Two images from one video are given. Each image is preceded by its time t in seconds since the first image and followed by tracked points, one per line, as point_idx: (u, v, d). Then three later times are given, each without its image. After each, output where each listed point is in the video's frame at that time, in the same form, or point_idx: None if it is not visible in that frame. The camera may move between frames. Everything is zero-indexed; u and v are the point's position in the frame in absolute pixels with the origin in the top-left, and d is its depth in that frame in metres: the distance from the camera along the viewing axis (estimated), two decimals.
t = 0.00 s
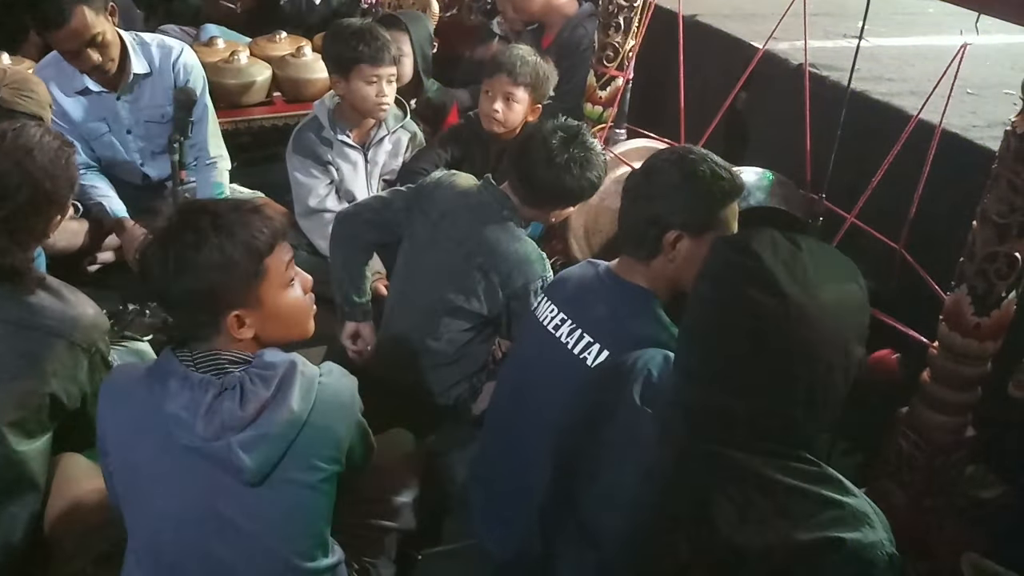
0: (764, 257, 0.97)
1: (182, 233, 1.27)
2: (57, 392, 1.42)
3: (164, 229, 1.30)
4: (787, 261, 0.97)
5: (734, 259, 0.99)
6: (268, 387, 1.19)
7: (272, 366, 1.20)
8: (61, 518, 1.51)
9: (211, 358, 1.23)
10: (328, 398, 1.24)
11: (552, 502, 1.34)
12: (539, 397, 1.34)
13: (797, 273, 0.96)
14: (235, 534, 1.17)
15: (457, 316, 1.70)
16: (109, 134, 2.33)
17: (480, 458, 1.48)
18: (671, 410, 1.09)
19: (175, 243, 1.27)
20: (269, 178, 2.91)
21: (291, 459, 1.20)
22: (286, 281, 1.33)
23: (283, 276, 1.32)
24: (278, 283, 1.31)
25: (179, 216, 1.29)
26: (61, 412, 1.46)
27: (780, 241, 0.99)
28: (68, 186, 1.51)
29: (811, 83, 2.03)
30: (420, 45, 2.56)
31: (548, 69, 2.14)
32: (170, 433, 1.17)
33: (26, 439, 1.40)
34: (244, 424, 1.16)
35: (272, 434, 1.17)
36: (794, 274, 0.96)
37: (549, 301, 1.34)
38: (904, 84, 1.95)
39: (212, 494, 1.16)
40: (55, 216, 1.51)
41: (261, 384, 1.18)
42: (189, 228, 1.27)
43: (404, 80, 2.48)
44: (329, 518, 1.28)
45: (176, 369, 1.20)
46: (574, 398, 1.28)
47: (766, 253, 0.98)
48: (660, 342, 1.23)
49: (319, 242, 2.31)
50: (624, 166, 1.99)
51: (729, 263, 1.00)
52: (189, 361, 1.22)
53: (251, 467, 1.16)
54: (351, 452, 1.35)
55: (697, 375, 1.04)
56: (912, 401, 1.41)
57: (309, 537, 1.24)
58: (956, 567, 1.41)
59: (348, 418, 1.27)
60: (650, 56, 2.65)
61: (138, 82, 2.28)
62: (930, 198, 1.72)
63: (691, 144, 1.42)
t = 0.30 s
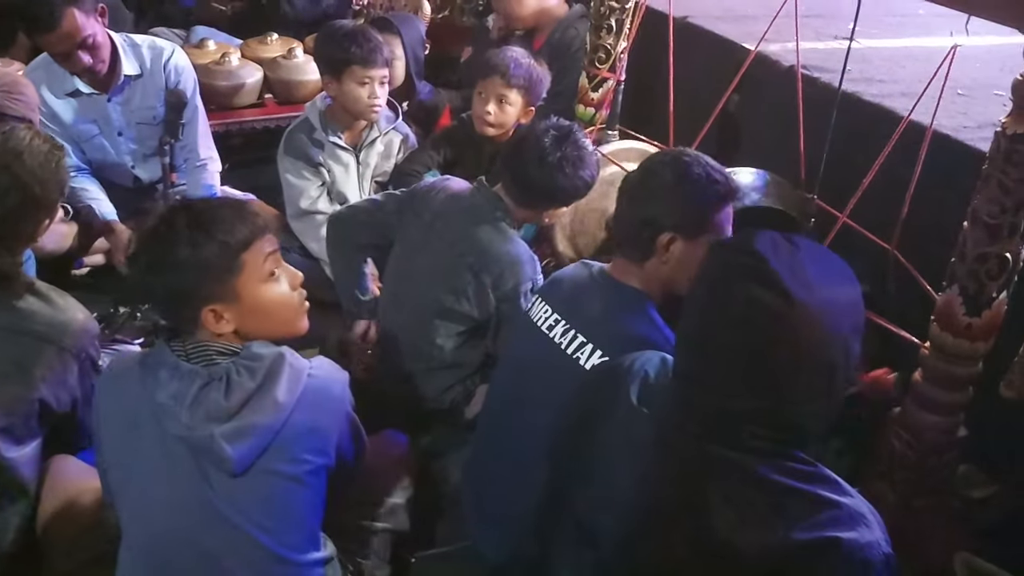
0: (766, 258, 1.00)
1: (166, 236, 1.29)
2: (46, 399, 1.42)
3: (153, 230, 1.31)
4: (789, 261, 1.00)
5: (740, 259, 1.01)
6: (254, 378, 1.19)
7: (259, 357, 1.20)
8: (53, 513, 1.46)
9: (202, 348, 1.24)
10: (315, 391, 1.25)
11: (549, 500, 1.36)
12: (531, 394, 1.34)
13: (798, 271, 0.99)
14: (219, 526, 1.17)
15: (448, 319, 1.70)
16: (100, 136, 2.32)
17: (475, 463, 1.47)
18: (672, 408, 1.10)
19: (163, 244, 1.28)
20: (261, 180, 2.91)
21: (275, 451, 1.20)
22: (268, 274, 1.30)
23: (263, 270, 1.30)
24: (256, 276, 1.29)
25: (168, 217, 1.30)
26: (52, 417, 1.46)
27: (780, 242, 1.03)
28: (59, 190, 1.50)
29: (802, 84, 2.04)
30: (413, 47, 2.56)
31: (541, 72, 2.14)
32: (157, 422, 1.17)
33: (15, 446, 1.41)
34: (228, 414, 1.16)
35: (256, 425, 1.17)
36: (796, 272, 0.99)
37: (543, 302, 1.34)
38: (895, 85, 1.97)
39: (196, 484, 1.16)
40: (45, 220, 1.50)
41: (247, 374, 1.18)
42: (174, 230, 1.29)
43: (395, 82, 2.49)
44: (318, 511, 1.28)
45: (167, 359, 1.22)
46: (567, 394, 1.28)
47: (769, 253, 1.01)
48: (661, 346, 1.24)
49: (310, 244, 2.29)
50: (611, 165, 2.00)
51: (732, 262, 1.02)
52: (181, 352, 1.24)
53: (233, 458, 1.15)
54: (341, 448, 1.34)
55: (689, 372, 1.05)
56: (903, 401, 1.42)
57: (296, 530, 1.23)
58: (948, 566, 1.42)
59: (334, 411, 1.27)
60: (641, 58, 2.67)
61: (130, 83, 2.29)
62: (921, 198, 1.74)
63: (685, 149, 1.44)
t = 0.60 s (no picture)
0: (767, 255, 1.00)
1: (148, 231, 1.27)
2: (36, 400, 1.41)
3: (131, 223, 1.29)
4: (792, 258, 1.00)
5: (743, 259, 1.01)
6: (235, 365, 1.18)
7: (239, 346, 1.20)
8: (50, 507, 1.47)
9: (184, 338, 1.23)
10: (296, 379, 1.24)
11: (542, 494, 1.35)
12: (520, 388, 1.34)
13: (799, 270, 0.99)
14: (202, 514, 1.16)
15: (437, 321, 1.69)
16: (92, 134, 2.31)
17: (468, 466, 1.46)
18: (666, 404, 1.09)
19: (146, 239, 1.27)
20: (253, 178, 2.89)
21: (256, 438, 1.18)
22: (245, 264, 1.30)
23: (241, 260, 1.30)
24: (234, 267, 1.29)
25: (145, 215, 1.29)
26: (41, 417, 1.45)
27: (784, 241, 1.03)
28: (48, 189, 1.49)
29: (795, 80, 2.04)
30: (404, 44, 2.55)
31: (534, 70, 2.14)
32: (141, 410, 1.17)
33: (4, 448, 1.40)
34: (210, 402, 1.16)
35: (237, 411, 1.17)
36: (799, 269, 0.99)
37: (536, 301, 1.33)
38: (888, 81, 1.96)
39: (177, 472, 1.15)
40: (34, 220, 1.49)
41: (227, 362, 1.18)
42: (156, 225, 1.27)
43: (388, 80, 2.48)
44: (303, 501, 1.27)
45: (150, 349, 1.21)
46: (557, 389, 1.28)
47: (772, 249, 1.01)
48: (657, 343, 1.24)
49: (302, 242, 2.29)
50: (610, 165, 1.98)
51: (734, 262, 1.01)
52: (165, 341, 1.23)
53: (214, 444, 1.14)
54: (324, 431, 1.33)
55: (682, 364, 1.05)
56: (897, 399, 1.41)
57: (279, 518, 1.22)
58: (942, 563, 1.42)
59: (315, 399, 1.27)
60: (635, 55, 2.66)
61: (122, 81, 2.28)
62: (915, 194, 1.73)
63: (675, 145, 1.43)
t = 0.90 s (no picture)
0: (763, 255, 0.98)
1: (135, 242, 1.24)
2: (28, 411, 1.39)
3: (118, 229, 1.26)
4: (786, 257, 0.98)
5: (741, 260, 0.99)
6: (240, 365, 1.19)
7: (243, 346, 1.20)
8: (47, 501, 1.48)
9: (183, 343, 1.23)
10: (301, 374, 1.25)
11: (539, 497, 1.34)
12: (516, 389, 1.33)
13: (793, 268, 0.98)
14: (220, 514, 1.16)
15: (423, 325, 1.69)
16: (84, 137, 2.30)
17: (462, 467, 1.46)
18: (659, 406, 1.09)
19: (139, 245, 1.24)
20: (246, 180, 2.89)
21: (267, 437, 1.19)
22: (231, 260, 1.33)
23: (229, 257, 1.32)
24: (228, 262, 1.31)
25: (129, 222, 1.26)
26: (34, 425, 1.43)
27: (777, 239, 1.00)
28: (38, 193, 1.49)
29: (788, 79, 2.04)
30: (396, 45, 2.55)
31: (527, 70, 2.14)
32: (145, 416, 1.16)
33: None
34: (221, 402, 1.16)
35: (247, 410, 1.17)
36: (793, 269, 0.97)
37: (527, 302, 1.33)
38: (881, 79, 1.96)
39: (193, 474, 1.15)
40: (25, 223, 1.48)
41: (233, 362, 1.18)
42: (156, 231, 1.25)
43: (380, 81, 2.47)
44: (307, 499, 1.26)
45: (147, 355, 1.19)
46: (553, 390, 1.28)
47: (769, 250, 0.98)
48: (650, 345, 1.23)
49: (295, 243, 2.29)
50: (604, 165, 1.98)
51: (731, 262, 1.00)
52: (160, 347, 1.23)
53: (231, 443, 1.15)
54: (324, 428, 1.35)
55: (682, 366, 1.04)
56: (892, 398, 1.41)
57: (292, 516, 1.22)
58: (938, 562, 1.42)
59: (319, 394, 1.28)
60: (627, 54, 2.66)
61: (113, 83, 2.26)
62: (908, 193, 1.73)
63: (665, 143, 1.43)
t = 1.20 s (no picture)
0: (754, 263, 0.99)
1: (140, 263, 1.20)
2: (20, 417, 1.40)
3: (116, 246, 1.22)
4: (778, 264, 0.99)
5: (723, 264, 1.01)
6: (238, 376, 1.18)
7: (239, 356, 1.20)
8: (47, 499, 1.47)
9: (180, 354, 1.21)
10: (297, 383, 1.25)
11: (533, 501, 1.35)
12: (511, 395, 1.32)
13: (785, 274, 0.98)
14: (219, 526, 1.15)
15: (413, 330, 1.68)
16: (78, 139, 2.28)
17: (455, 471, 1.46)
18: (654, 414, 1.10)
19: (146, 262, 1.20)
20: (240, 183, 2.88)
21: (266, 447, 1.19)
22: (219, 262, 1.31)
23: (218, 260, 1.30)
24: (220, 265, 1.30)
25: (128, 239, 1.22)
26: (25, 433, 1.43)
27: (771, 248, 1.02)
28: (30, 197, 1.48)
29: (783, 83, 2.04)
30: (389, 48, 2.54)
31: (520, 73, 2.15)
32: (142, 429, 1.14)
33: None
34: (220, 414, 1.15)
35: (247, 422, 1.16)
36: (788, 280, 0.98)
37: (523, 305, 1.33)
38: (875, 83, 1.96)
39: (193, 487, 1.14)
40: (17, 227, 1.47)
41: (230, 373, 1.18)
42: (161, 246, 1.22)
43: (373, 84, 2.46)
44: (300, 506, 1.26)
45: (141, 367, 1.17)
46: (544, 396, 1.27)
47: (759, 259, 0.99)
48: (641, 348, 1.23)
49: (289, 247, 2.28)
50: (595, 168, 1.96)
51: (715, 266, 1.01)
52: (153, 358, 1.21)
53: (231, 456, 1.14)
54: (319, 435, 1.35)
55: (687, 378, 1.03)
56: (887, 402, 1.41)
57: (286, 523, 1.23)
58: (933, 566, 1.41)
59: (314, 403, 1.28)
60: (622, 57, 2.66)
61: (107, 86, 2.25)
62: (902, 197, 1.73)
63: (664, 149, 1.41)
